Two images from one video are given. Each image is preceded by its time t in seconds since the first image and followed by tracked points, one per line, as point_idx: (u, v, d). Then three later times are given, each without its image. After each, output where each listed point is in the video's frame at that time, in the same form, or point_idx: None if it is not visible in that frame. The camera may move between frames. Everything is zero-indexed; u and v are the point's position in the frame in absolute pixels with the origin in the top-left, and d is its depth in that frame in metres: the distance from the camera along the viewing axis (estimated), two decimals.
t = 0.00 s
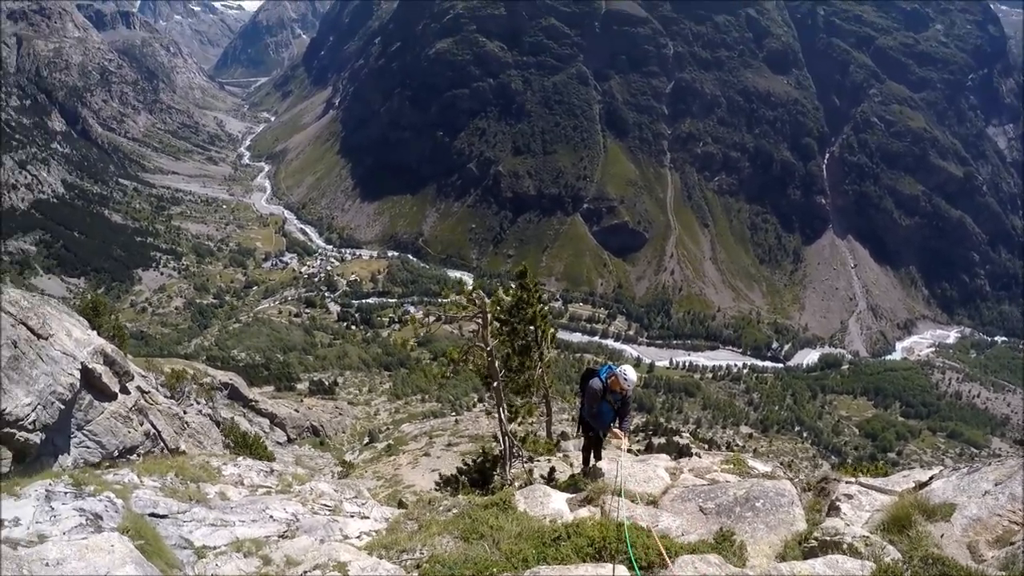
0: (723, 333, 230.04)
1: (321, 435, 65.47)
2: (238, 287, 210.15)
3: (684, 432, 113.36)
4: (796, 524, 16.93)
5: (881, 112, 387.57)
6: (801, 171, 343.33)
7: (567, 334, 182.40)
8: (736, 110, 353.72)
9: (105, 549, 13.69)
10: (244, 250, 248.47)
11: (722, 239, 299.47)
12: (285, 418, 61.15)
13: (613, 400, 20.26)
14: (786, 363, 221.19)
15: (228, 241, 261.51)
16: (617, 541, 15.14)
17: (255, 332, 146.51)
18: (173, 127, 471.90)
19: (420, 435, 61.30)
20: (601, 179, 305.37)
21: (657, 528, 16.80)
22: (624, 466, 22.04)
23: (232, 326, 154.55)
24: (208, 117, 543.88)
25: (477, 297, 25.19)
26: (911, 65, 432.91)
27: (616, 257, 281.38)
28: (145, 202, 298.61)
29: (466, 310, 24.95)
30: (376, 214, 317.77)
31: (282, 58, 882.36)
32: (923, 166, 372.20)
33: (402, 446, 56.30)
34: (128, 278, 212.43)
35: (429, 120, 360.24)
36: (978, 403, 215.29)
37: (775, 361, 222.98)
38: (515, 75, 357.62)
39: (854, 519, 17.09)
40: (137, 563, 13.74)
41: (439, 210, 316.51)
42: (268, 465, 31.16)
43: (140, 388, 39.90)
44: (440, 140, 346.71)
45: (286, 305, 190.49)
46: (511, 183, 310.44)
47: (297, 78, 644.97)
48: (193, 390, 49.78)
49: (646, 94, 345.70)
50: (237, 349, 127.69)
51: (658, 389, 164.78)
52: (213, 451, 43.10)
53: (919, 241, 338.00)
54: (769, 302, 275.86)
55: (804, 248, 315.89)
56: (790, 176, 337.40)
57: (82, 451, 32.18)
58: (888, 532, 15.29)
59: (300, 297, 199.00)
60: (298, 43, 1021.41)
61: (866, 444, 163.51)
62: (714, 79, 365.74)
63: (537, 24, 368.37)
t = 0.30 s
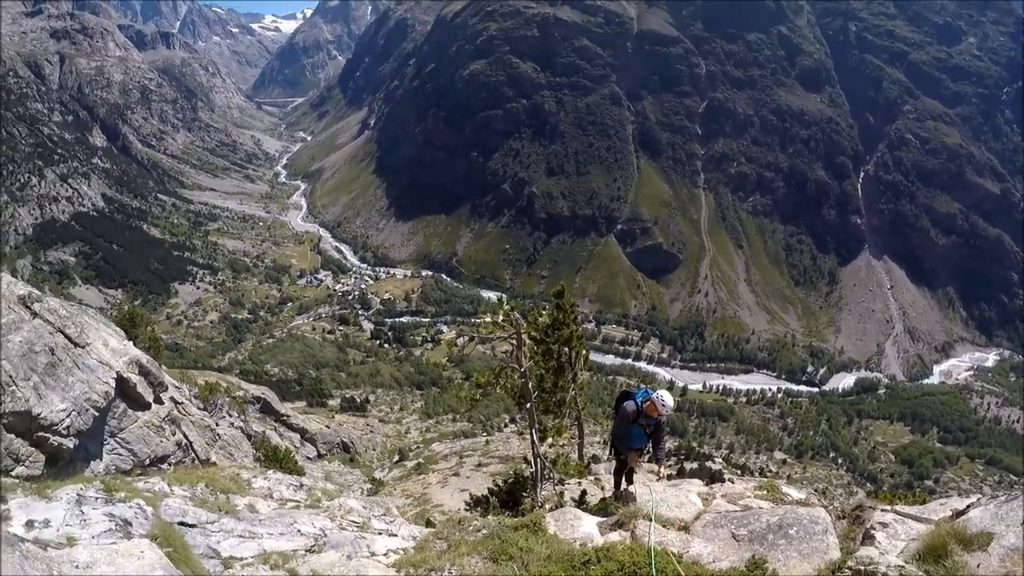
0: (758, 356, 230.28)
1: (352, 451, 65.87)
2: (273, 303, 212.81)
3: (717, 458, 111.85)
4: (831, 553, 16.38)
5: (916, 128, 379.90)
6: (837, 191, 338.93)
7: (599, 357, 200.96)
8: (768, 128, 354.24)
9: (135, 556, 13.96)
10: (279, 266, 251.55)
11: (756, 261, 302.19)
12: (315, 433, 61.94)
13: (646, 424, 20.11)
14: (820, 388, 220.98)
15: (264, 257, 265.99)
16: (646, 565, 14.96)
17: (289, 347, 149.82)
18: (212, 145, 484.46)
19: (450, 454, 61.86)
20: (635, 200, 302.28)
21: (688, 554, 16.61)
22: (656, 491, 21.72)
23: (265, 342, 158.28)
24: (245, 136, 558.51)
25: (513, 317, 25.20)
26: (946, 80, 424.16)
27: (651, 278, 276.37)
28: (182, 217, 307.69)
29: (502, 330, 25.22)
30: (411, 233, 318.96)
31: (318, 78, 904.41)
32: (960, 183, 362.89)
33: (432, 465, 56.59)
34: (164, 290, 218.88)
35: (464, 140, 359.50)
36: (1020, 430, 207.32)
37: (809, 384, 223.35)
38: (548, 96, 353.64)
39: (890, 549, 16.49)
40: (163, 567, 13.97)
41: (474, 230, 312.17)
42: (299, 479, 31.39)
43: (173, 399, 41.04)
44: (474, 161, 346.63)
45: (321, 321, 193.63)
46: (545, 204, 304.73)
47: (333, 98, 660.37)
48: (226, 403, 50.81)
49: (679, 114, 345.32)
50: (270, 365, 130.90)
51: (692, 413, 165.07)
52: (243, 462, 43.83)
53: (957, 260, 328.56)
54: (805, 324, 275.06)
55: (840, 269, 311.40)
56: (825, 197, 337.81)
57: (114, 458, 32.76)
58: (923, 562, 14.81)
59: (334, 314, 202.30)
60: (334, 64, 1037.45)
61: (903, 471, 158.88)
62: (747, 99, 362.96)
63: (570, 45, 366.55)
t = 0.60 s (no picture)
0: (814, 403, 217.70)
1: (398, 485, 65.51)
2: (328, 334, 217.74)
3: (768, 506, 108.14)
4: None
5: (974, 163, 365.87)
6: (895, 229, 327.01)
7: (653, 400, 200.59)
8: (824, 167, 342.15)
9: (179, 571, 16.73)
10: (335, 298, 257.84)
11: (814, 302, 291.42)
12: (363, 466, 62.51)
13: (698, 468, 19.37)
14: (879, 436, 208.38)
15: (321, 288, 272.65)
16: None
17: (342, 377, 153.68)
18: (272, 177, 502.09)
19: (497, 493, 61.57)
20: (689, 241, 295.22)
21: None
22: (708, 539, 20.87)
23: (319, 371, 163.51)
24: (306, 170, 578.61)
25: (567, 359, 25.55)
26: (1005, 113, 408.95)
27: (706, 320, 268.10)
28: (242, 245, 320.79)
29: (554, 371, 25.75)
30: (465, 271, 318.71)
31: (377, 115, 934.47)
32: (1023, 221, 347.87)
33: (478, 504, 56.22)
34: (221, 316, 226.44)
35: (520, 178, 351.85)
36: None
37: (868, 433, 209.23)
38: (604, 136, 344.48)
39: None
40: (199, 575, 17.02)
41: (528, 269, 310.42)
42: (343, 509, 31.47)
43: (226, 422, 42.61)
44: (530, 201, 339.97)
45: (374, 354, 196.25)
46: (600, 244, 301.54)
47: (392, 135, 682.15)
48: (276, 430, 52.18)
49: (733, 153, 334.09)
50: (321, 394, 133.90)
51: (746, 459, 157.94)
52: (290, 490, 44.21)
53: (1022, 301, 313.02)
54: (863, 368, 261.83)
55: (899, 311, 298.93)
56: (883, 236, 325.85)
57: (163, 476, 33.98)
58: None
59: (387, 347, 203.96)
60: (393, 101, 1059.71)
61: (963, 524, 150.34)
62: (803, 136, 352.80)
63: (624, 84, 357.50)
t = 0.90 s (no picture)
0: (884, 462, 204.15)
1: (452, 531, 74.54)
2: (391, 377, 219.46)
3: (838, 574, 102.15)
4: None
5: None
6: (969, 279, 307.03)
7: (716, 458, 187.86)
8: (894, 216, 324.66)
9: None
10: (400, 342, 260.72)
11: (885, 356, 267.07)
12: (419, 510, 71.40)
13: (762, 528, 18.64)
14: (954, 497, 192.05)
15: (386, 332, 277.03)
16: None
17: (401, 421, 157.08)
18: (343, 222, 519.53)
19: (549, 546, 67.42)
20: (756, 293, 279.01)
21: None
22: None
23: (380, 414, 166.56)
24: (376, 216, 593.80)
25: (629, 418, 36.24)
26: None
27: (773, 375, 250.24)
28: (312, 287, 334.91)
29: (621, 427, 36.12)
30: (530, 320, 303.11)
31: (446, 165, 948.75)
32: None
33: (533, 554, 62.27)
34: (287, 352, 234.59)
35: (587, 231, 342.80)
36: None
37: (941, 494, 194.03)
38: (671, 187, 335.03)
39: None
40: None
41: (593, 319, 293.52)
42: (391, 552, 35.78)
43: (286, 458, 54.57)
44: (596, 252, 328.73)
45: (437, 400, 197.66)
46: (667, 296, 285.12)
47: (461, 186, 692.82)
48: (334, 468, 62.67)
49: (802, 204, 320.27)
50: (382, 437, 136.31)
51: (810, 521, 149.07)
52: (340, 526, 55.04)
53: None
54: (935, 425, 238.20)
55: (976, 363, 276.81)
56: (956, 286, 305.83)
57: (221, 503, 44.61)
58: None
59: (450, 395, 203.32)
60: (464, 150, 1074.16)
61: None
62: (871, 183, 338.72)
63: (692, 136, 353.40)
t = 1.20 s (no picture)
0: (915, 488, 198.55)
1: (475, 551, 73.94)
2: (418, 396, 220.11)
3: None
4: None
5: None
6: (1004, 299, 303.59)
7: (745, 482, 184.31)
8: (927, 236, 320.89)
9: None
10: (428, 363, 261.15)
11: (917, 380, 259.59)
12: (440, 529, 71.46)
13: (787, 554, 18.10)
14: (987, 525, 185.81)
15: (415, 352, 278.43)
16: None
17: (428, 440, 158.28)
18: (375, 242, 524.50)
19: (573, 569, 67.37)
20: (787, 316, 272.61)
21: None
22: None
23: (405, 433, 167.71)
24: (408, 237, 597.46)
25: (657, 443, 40.25)
26: None
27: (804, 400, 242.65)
28: (342, 305, 338.92)
29: (650, 450, 40.14)
30: (559, 342, 298.12)
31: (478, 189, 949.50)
32: None
33: None
34: (315, 369, 237.59)
35: (617, 254, 336.92)
36: None
37: (973, 520, 188.19)
38: (703, 211, 329.63)
39: None
40: None
41: (623, 343, 286.57)
42: (411, 568, 36.06)
43: (311, 473, 55.44)
44: (627, 275, 322.35)
45: (464, 420, 197.89)
46: (697, 320, 278.26)
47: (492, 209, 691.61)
48: (358, 485, 63.96)
49: (834, 227, 314.11)
50: (407, 455, 138.65)
51: (838, 547, 145.33)
52: (361, 542, 55.13)
53: None
54: (968, 451, 230.41)
55: (1010, 388, 268.30)
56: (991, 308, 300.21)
57: (244, 515, 44.86)
58: None
59: (476, 415, 203.25)
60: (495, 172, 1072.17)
61: None
62: (903, 204, 332.34)
63: (723, 158, 346.83)
